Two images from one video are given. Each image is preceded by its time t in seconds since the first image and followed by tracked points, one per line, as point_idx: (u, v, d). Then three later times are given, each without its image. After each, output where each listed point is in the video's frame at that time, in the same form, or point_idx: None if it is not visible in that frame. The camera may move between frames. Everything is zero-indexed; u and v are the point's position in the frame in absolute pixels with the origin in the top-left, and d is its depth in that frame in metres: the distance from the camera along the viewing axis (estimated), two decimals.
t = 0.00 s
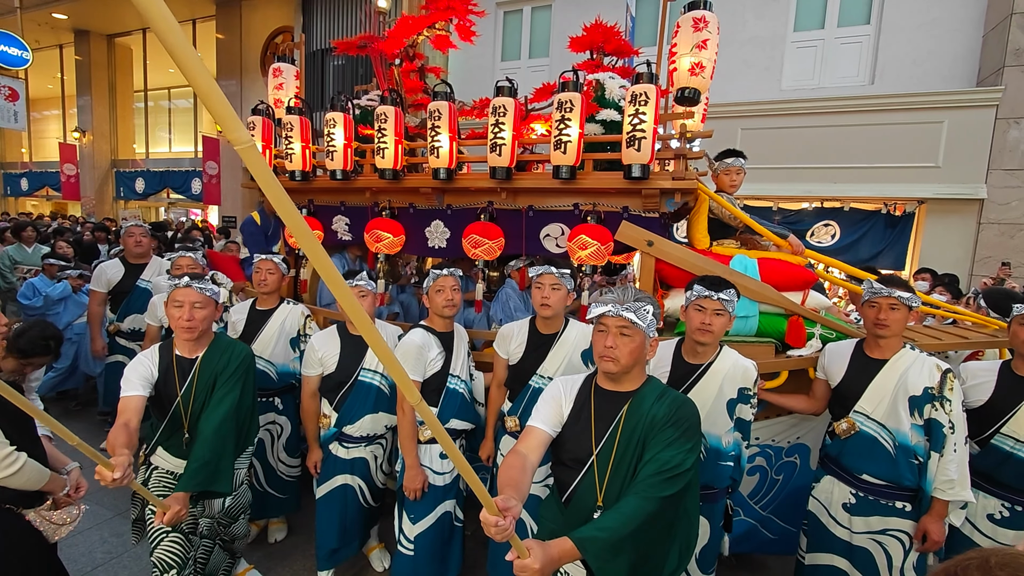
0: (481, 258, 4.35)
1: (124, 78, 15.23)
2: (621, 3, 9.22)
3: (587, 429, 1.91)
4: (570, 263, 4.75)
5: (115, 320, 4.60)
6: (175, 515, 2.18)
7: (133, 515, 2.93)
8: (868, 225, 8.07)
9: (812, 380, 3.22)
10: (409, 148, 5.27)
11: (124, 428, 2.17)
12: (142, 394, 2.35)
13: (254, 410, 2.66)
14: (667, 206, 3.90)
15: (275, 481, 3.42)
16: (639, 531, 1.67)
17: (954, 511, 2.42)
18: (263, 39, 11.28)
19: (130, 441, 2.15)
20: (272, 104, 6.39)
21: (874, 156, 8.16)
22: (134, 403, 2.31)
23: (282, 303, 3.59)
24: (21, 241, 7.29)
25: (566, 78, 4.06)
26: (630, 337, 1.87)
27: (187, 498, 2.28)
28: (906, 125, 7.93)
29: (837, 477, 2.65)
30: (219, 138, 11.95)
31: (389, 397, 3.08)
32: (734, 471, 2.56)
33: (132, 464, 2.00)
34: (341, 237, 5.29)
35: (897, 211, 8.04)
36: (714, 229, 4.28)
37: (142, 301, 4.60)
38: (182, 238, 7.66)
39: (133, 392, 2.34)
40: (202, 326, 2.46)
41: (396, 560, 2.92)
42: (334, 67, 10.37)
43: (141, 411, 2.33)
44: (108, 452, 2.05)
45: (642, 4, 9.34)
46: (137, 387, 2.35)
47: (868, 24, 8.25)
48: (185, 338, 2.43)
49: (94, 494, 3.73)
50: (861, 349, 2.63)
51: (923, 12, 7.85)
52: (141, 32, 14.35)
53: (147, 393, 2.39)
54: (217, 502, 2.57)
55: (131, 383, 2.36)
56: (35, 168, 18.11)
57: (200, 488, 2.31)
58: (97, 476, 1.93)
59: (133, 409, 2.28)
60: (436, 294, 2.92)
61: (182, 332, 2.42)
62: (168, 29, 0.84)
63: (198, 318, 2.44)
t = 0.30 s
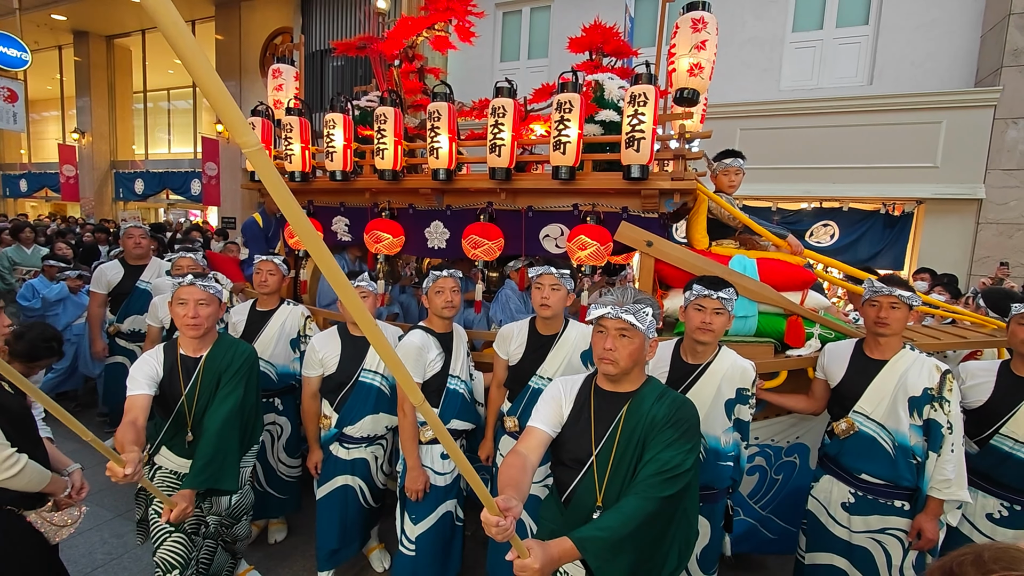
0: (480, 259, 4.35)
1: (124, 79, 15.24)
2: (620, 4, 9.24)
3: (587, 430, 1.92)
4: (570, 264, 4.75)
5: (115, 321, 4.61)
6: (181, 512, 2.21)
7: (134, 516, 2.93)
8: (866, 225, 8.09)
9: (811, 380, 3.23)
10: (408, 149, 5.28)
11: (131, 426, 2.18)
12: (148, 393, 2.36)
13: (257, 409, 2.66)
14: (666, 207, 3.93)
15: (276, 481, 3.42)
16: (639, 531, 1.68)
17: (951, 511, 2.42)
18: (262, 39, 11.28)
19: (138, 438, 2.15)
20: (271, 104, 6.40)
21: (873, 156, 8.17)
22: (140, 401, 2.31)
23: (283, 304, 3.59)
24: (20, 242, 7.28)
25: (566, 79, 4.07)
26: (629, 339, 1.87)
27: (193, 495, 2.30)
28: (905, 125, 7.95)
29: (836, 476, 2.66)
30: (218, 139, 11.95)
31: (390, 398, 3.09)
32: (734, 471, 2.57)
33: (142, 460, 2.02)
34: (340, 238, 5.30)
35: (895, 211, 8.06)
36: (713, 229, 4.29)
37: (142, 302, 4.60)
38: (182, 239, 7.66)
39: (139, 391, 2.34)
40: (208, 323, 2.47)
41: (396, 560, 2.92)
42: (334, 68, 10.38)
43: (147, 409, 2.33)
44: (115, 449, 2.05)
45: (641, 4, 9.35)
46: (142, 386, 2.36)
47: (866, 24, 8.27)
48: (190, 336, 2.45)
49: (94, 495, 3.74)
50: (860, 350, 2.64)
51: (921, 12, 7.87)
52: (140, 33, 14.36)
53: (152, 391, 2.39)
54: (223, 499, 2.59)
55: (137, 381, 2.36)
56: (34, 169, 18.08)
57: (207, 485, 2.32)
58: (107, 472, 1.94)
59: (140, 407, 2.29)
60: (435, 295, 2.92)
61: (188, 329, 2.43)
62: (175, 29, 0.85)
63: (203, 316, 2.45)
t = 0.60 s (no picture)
0: (479, 261, 4.35)
1: (123, 82, 15.27)
2: (619, 6, 9.26)
3: (585, 431, 1.92)
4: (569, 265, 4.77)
5: (114, 323, 4.61)
6: (185, 513, 2.21)
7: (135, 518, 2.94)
8: (865, 226, 8.11)
9: (809, 381, 3.24)
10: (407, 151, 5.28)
11: (135, 427, 2.18)
12: (151, 394, 2.36)
13: (259, 410, 2.66)
14: (665, 209, 3.94)
15: (275, 483, 3.43)
16: (636, 532, 1.68)
17: (949, 510, 2.43)
18: (262, 42, 11.30)
19: (141, 439, 2.16)
20: (271, 107, 6.42)
21: (871, 157, 8.19)
22: (142, 403, 2.31)
23: (282, 306, 3.60)
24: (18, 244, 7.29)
25: (564, 81, 4.07)
26: (626, 340, 1.88)
27: (197, 496, 2.30)
28: (903, 127, 7.97)
29: (834, 477, 2.67)
30: (218, 141, 11.97)
31: (389, 400, 3.09)
32: (733, 472, 2.57)
33: (146, 460, 2.02)
34: (340, 240, 5.31)
35: (893, 212, 8.08)
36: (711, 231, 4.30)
37: (141, 304, 4.61)
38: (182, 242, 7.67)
39: (142, 392, 2.34)
40: (210, 325, 2.47)
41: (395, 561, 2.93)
42: (333, 70, 10.39)
43: (150, 410, 2.33)
44: (118, 449, 2.06)
45: (640, 7, 9.38)
46: (145, 387, 2.36)
47: (864, 26, 8.30)
48: (192, 338, 2.45)
49: (94, 498, 3.74)
50: (858, 350, 2.65)
51: (919, 14, 7.90)
52: (139, 36, 14.38)
53: (155, 393, 2.39)
54: (225, 500, 2.60)
55: (139, 383, 2.37)
56: (33, 172, 18.07)
57: (209, 486, 2.32)
58: (111, 473, 1.95)
59: (143, 409, 2.29)
60: (433, 297, 2.93)
61: (190, 331, 2.43)
62: (171, 34, 0.85)
63: (206, 318, 2.45)
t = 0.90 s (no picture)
0: (478, 261, 4.35)
1: (121, 82, 15.26)
2: (617, 7, 9.27)
3: (584, 432, 1.92)
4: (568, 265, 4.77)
5: (112, 324, 4.61)
6: (184, 514, 2.21)
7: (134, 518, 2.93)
8: (863, 226, 8.13)
9: (807, 381, 3.24)
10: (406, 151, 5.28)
11: (134, 429, 2.18)
12: (150, 396, 2.36)
13: (259, 410, 2.66)
14: (663, 208, 3.95)
15: (273, 483, 3.42)
16: (636, 532, 1.69)
17: (948, 509, 2.43)
18: (260, 42, 11.30)
19: (140, 440, 2.15)
20: (269, 107, 6.42)
21: (869, 158, 8.20)
22: (141, 404, 2.31)
23: (280, 306, 3.59)
24: (16, 245, 7.28)
25: (563, 81, 4.07)
26: (624, 342, 1.88)
27: (196, 497, 2.30)
28: (901, 127, 7.98)
29: (833, 477, 2.67)
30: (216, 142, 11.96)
31: (387, 400, 3.09)
32: (731, 472, 2.58)
33: (145, 461, 2.02)
34: (338, 240, 5.31)
35: (892, 212, 8.10)
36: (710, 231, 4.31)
37: (139, 304, 4.61)
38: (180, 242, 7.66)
39: (141, 393, 2.34)
40: (209, 326, 2.47)
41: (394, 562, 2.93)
42: (331, 70, 10.39)
43: (149, 412, 2.33)
44: (117, 451, 2.06)
45: (638, 7, 9.39)
46: (144, 388, 2.36)
47: (862, 27, 8.31)
48: (191, 339, 2.45)
49: (93, 498, 3.73)
50: (856, 351, 2.65)
51: (917, 14, 7.91)
52: (138, 36, 14.38)
53: (154, 395, 2.39)
54: (225, 501, 2.60)
55: (138, 384, 2.36)
56: (32, 172, 18.03)
57: (209, 486, 2.32)
58: (110, 474, 1.95)
59: (142, 410, 2.29)
60: (432, 297, 2.93)
61: (189, 333, 2.42)
62: (165, 39, 0.85)
63: (205, 319, 2.45)
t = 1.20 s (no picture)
0: (480, 262, 4.35)
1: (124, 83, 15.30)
2: (619, 8, 9.28)
3: (587, 433, 1.93)
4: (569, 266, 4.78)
5: (115, 324, 4.62)
6: (186, 515, 2.22)
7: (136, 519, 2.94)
8: (865, 227, 8.12)
9: (809, 383, 3.24)
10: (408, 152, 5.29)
11: (136, 429, 2.19)
12: (152, 396, 2.37)
13: (262, 410, 2.67)
14: (665, 210, 3.95)
15: (275, 484, 3.43)
16: (638, 533, 1.69)
17: (949, 510, 2.46)
18: (263, 43, 11.33)
19: (143, 441, 2.16)
20: (272, 108, 6.44)
21: (871, 159, 8.19)
22: (144, 404, 2.33)
23: (283, 306, 3.60)
24: (19, 245, 7.30)
25: (565, 83, 4.08)
26: (626, 344, 1.88)
27: (198, 497, 2.31)
28: (903, 129, 7.98)
29: (834, 478, 2.67)
30: (219, 143, 11.99)
31: (389, 400, 3.10)
32: (732, 474, 2.58)
33: (147, 462, 2.03)
34: (340, 241, 5.31)
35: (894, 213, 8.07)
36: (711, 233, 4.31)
37: (141, 304, 4.62)
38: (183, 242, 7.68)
39: (144, 394, 2.35)
40: (212, 328, 2.48)
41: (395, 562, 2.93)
42: (334, 71, 10.42)
43: (151, 412, 2.34)
44: (119, 452, 2.06)
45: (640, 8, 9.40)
46: (147, 389, 2.37)
47: (864, 28, 8.32)
48: (195, 341, 2.45)
49: (96, 498, 3.74)
50: (857, 352, 2.65)
51: (919, 16, 7.91)
52: (141, 36, 14.42)
53: (157, 395, 2.40)
54: (228, 501, 2.60)
55: (141, 385, 2.38)
56: (34, 172, 18.05)
57: (212, 486, 2.33)
58: (113, 475, 1.95)
59: (145, 410, 2.30)
60: (434, 297, 2.93)
61: (192, 335, 2.43)
62: (173, 41, 0.86)
63: (208, 321, 2.46)
